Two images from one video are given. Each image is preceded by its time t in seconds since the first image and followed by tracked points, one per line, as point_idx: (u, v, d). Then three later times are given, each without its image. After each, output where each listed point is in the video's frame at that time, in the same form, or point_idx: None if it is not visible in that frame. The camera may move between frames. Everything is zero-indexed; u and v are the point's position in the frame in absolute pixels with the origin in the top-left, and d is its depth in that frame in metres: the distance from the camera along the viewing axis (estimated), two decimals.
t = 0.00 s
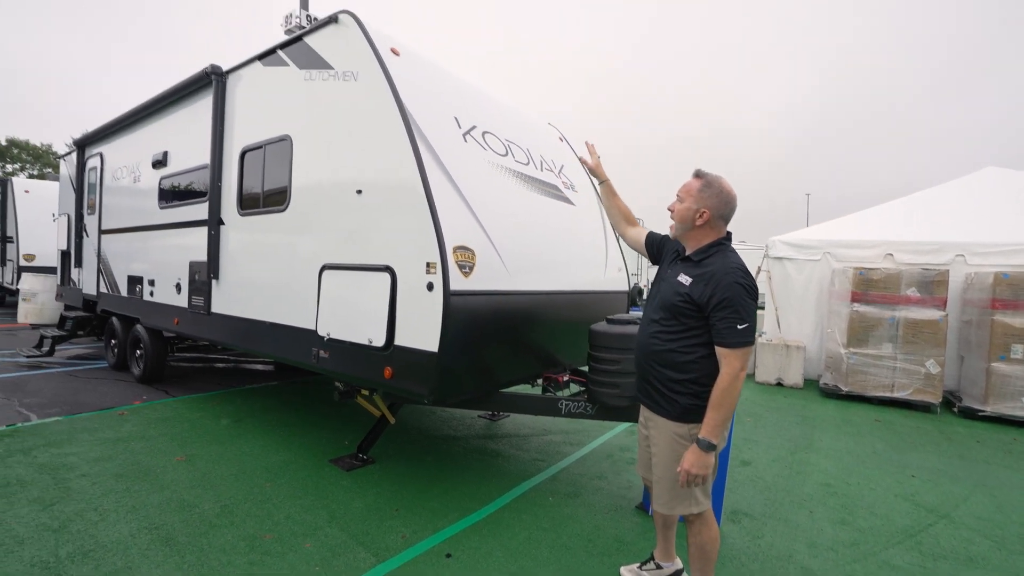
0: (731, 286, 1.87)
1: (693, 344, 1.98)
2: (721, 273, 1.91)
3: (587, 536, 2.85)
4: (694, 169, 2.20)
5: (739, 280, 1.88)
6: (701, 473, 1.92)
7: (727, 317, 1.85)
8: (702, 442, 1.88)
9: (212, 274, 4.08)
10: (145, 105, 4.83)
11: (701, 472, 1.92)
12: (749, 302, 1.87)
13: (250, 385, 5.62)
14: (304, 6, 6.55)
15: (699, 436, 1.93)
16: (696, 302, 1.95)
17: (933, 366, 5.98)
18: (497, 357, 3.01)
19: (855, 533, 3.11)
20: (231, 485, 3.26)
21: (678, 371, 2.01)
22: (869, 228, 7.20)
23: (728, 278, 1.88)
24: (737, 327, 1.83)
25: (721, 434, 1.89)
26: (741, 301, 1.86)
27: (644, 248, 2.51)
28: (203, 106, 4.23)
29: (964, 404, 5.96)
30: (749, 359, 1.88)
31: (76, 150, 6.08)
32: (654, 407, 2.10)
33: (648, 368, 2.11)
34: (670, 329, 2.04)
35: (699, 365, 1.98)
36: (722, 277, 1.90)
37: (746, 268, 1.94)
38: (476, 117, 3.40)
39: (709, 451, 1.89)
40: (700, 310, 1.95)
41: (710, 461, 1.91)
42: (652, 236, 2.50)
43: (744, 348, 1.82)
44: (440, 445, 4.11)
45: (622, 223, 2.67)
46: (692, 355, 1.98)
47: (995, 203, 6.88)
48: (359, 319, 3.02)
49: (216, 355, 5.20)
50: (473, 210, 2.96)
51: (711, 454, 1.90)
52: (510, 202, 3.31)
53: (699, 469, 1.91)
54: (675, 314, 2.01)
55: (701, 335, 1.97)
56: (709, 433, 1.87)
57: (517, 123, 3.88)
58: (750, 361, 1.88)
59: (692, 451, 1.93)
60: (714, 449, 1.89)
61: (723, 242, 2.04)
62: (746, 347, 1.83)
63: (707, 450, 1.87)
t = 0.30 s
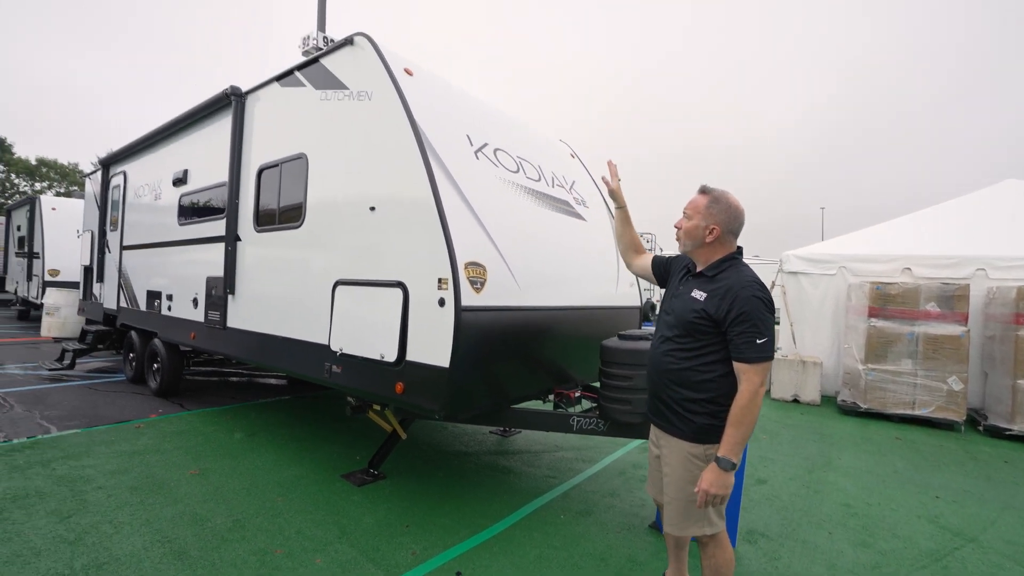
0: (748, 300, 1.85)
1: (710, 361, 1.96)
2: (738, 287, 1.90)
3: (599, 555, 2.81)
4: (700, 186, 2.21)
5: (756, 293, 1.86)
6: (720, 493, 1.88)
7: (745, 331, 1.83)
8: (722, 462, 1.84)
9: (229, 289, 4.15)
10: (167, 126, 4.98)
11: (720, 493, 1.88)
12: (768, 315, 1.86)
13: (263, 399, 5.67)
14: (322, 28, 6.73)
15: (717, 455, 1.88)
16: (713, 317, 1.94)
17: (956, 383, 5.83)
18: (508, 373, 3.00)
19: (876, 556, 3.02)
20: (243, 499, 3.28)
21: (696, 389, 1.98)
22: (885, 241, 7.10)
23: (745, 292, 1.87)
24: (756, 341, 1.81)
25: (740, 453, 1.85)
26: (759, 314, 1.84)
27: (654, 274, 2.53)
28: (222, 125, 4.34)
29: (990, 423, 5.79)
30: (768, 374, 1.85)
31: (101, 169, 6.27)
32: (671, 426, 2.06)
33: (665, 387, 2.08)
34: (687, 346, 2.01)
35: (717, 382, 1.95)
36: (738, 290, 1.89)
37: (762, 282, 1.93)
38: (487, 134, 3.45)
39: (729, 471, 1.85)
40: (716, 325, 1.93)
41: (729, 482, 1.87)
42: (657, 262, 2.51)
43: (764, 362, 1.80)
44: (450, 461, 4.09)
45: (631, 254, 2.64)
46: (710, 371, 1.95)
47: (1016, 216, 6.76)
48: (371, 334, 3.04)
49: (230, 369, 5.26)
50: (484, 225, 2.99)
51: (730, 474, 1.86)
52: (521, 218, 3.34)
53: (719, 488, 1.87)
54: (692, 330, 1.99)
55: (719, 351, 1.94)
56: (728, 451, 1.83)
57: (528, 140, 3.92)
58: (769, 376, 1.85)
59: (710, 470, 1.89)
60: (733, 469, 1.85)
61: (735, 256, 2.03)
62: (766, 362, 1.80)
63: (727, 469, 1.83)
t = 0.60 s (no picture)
0: (751, 309, 1.84)
1: (717, 371, 1.94)
2: (740, 297, 1.88)
3: (608, 564, 2.79)
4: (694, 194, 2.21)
5: (759, 302, 1.85)
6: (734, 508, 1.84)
7: (749, 341, 1.81)
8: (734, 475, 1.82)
9: (245, 296, 4.23)
10: (188, 137, 5.12)
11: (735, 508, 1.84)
12: (773, 324, 1.83)
13: (277, 405, 5.74)
14: (337, 39, 6.87)
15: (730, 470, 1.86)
16: (717, 327, 1.92)
17: (979, 393, 5.68)
18: (518, 380, 3.01)
19: (894, 570, 2.95)
20: (256, 504, 3.32)
21: (705, 400, 1.97)
22: (904, 248, 6.97)
23: (747, 301, 1.86)
24: (761, 350, 1.79)
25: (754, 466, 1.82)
26: (763, 324, 1.82)
27: (658, 258, 2.50)
28: (240, 136, 4.44)
29: (1015, 434, 5.62)
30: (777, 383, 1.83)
31: (124, 179, 6.46)
32: (681, 438, 2.05)
33: (673, 399, 2.07)
34: (693, 357, 2.00)
35: (726, 393, 1.94)
36: (741, 300, 1.87)
37: (766, 290, 1.91)
38: (498, 144, 3.48)
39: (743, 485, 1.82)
40: (721, 335, 1.92)
41: (743, 496, 1.84)
42: (667, 249, 2.48)
43: (771, 372, 1.78)
44: (461, 468, 4.10)
45: (636, 230, 2.63)
46: (717, 382, 1.94)
47: None
48: (382, 341, 3.08)
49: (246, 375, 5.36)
50: (493, 234, 3.02)
51: (744, 488, 1.83)
52: (531, 227, 3.35)
53: (735, 505, 1.83)
54: (697, 342, 1.98)
55: (725, 361, 1.93)
56: (740, 464, 1.81)
57: (539, 148, 3.95)
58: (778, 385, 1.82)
59: (723, 485, 1.86)
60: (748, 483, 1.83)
61: (735, 264, 2.03)
62: (773, 371, 1.78)
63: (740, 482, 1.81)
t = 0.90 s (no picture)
0: (741, 308, 1.83)
1: (712, 372, 1.93)
2: (729, 296, 1.88)
3: (617, 566, 2.78)
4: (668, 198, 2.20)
5: (749, 300, 1.85)
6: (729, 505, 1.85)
7: (742, 340, 1.81)
8: (729, 474, 1.82)
9: (260, 297, 4.31)
10: (205, 142, 5.24)
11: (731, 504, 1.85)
12: (763, 321, 1.83)
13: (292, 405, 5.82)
14: (352, 45, 6.97)
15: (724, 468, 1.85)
16: (708, 328, 1.91)
17: (1003, 397, 5.54)
18: (527, 381, 3.02)
19: None
20: (269, 502, 3.38)
21: (701, 402, 1.95)
22: (924, 249, 6.83)
23: (736, 300, 1.85)
24: (754, 348, 1.79)
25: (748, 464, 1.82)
26: (753, 321, 1.82)
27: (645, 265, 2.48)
28: (255, 140, 4.53)
29: None
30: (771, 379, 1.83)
31: (145, 184, 6.63)
32: (678, 441, 2.03)
33: (669, 403, 2.04)
34: (686, 360, 1.98)
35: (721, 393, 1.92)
36: (730, 299, 1.87)
37: (754, 287, 1.91)
38: (508, 146, 3.50)
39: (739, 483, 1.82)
40: (713, 336, 1.90)
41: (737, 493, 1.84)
42: (653, 254, 2.48)
43: (764, 369, 1.77)
44: (471, 469, 4.11)
45: (621, 237, 2.60)
46: (712, 384, 1.92)
47: None
48: (392, 341, 3.11)
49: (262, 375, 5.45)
50: (502, 235, 3.04)
51: (739, 486, 1.83)
52: (541, 228, 3.37)
53: (727, 501, 1.84)
54: (690, 344, 1.96)
55: (719, 361, 1.92)
56: (735, 462, 1.80)
57: (549, 150, 3.96)
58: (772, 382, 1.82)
59: (717, 482, 1.86)
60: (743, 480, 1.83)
61: (721, 263, 2.03)
62: (766, 368, 1.78)
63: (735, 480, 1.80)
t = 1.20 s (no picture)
0: (704, 310, 1.83)
1: (683, 374, 1.92)
2: (693, 299, 1.88)
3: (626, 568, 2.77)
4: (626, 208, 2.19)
5: (712, 302, 1.84)
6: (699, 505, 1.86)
7: (707, 341, 1.80)
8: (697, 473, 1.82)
9: (273, 298, 4.37)
10: (220, 146, 5.34)
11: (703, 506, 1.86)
12: (727, 322, 1.83)
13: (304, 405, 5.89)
14: (366, 49, 7.05)
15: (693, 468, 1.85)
16: (675, 332, 1.91)
17: None
18: (536, 382, 3.02)
19: None
20: (282, 500, 3.42)
21: (674, 405, 1.94)
22: (943, 250, 6.69)
23: (700, 302, 1.85)
24: (719, 349, 1.78)
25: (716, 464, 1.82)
26: (717, 323, 1.81)
27: (616, 279, 2.44)
28: (270, 143, 4.60)
29: None
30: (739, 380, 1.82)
31: (163, 187, 6.76)
32: (653, 446, 2.01)
33: (643, 409, 2.03)
34: (657, 364, 1.97)
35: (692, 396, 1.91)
36: (694, 301, 1.86)
37: (718, 288, 1.91)
38: (517, 147, 3.52)
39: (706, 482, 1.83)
40: (680, 339, 1.90)
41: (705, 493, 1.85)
42: (622, 266, 2.43)
43: (729, 370, 1.77)
44: (481, 470, 4.13)
45: (591, 255, 2.59)
46: (683, 387, 1.91)
47: None
48: (402, 342, 3.14)
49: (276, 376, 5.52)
50: (511, 237, 3.05)
51: (705, 486, 1.84)
52: (550, 229, 3.37)
53: (694, 501, 1.85)
54: (659, 348, 1.96)
55: (688, 363, 1.90)
56: (702, 462, 1.80)
57: (559, 152, 3.97)
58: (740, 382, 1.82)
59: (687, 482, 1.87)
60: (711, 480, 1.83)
61: (685, 266, 2.02)
62: (732, 369, 1.77)
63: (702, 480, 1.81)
